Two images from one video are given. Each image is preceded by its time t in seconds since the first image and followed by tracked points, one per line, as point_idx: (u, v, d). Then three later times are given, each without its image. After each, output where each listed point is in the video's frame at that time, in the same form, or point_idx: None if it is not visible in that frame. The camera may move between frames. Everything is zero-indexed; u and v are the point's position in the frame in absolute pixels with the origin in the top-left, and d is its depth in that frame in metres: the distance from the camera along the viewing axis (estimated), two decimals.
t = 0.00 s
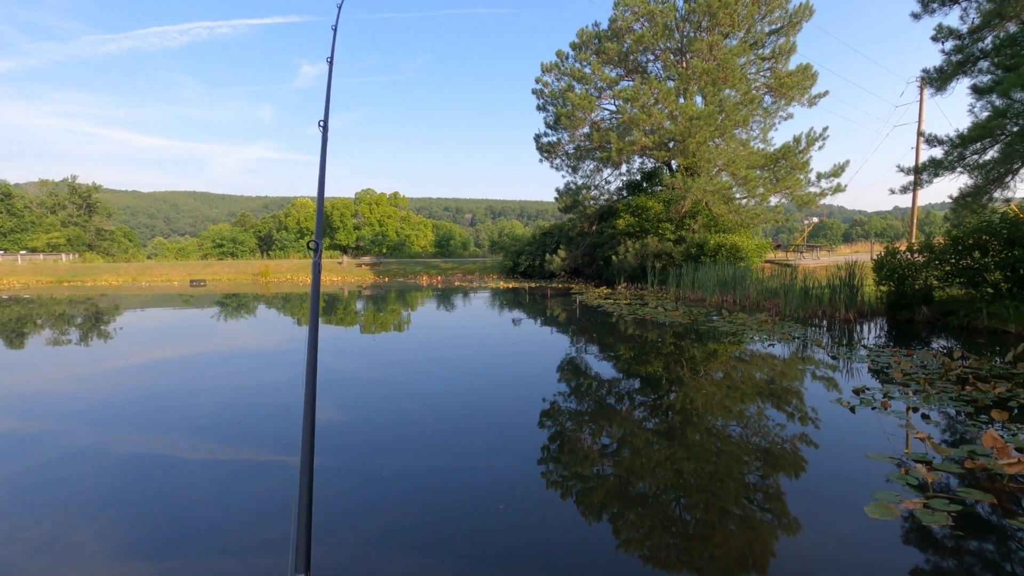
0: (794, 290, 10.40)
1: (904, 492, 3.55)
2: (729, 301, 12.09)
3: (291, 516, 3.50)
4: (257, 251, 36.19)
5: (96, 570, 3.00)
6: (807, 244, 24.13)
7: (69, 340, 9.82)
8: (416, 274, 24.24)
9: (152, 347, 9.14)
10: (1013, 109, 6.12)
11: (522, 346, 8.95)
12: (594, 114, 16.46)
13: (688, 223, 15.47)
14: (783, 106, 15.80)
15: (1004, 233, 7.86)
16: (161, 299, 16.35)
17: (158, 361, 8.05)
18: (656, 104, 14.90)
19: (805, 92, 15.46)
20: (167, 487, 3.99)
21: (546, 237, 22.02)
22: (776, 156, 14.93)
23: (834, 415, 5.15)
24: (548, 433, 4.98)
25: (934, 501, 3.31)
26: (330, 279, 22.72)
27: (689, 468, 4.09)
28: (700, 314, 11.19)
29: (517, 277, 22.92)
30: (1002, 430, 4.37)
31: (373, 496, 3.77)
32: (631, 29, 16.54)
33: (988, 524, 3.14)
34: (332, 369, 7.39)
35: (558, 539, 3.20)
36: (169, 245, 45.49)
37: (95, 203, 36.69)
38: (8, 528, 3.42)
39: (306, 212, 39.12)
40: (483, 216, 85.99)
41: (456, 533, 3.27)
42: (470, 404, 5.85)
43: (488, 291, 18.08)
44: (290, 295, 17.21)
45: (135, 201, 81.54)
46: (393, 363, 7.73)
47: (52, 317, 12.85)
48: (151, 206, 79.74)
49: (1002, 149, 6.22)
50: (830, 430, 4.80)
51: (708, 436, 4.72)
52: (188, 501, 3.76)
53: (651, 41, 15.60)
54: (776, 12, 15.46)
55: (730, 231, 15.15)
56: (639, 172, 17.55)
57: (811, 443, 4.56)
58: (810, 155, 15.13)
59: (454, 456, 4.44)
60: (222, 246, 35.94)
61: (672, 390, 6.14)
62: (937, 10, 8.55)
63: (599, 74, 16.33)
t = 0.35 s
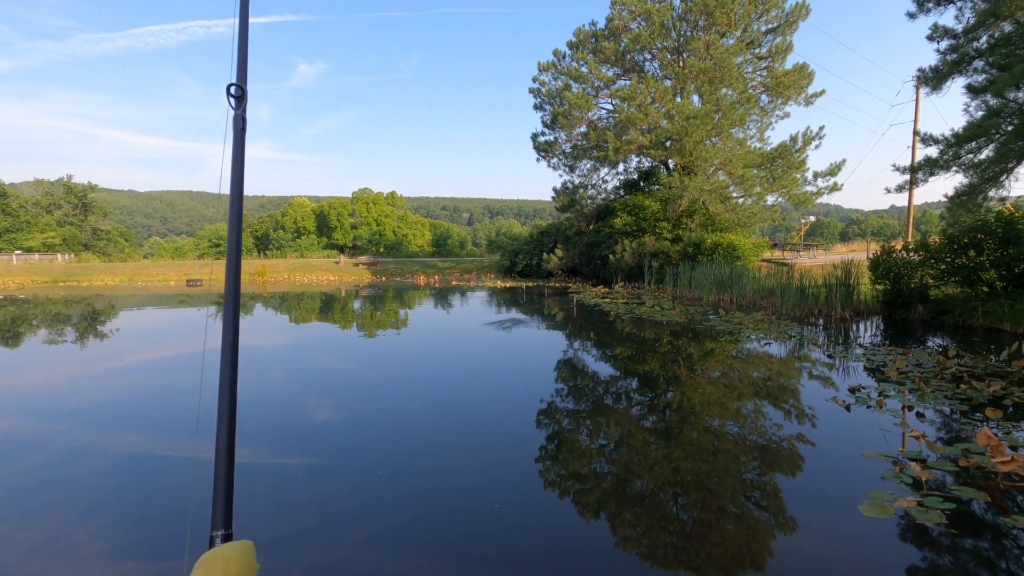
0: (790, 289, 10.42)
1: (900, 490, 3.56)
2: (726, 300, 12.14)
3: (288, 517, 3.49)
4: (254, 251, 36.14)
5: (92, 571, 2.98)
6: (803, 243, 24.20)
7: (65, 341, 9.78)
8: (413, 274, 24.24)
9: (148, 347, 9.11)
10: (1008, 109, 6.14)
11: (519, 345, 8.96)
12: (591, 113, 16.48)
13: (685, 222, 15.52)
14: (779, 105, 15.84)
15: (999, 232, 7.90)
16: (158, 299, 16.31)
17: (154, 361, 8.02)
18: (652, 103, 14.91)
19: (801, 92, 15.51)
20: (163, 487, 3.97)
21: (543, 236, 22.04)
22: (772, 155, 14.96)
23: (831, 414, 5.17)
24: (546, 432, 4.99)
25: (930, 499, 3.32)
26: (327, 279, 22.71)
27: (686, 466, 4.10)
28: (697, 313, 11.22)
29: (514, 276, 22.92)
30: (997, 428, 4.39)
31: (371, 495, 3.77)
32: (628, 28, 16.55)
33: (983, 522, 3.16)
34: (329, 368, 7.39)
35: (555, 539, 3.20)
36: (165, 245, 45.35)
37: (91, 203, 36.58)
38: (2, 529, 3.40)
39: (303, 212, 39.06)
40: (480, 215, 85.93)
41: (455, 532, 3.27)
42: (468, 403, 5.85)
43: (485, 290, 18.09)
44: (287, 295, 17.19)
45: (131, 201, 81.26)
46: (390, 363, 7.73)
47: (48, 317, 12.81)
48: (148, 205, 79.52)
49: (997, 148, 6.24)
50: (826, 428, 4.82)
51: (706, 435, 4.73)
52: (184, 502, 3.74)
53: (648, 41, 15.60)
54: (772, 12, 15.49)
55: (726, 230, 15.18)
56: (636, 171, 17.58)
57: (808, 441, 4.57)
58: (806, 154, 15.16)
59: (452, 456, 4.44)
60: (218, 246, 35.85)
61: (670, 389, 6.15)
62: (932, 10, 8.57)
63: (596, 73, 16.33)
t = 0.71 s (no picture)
0: (792, 289, 10.40)
1: (899, 491, 3.56)
2: (728, 300, 12.10)
3: (288, 515, 3.49)
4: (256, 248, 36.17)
5: (91, 570, 2.98)
6: (805, 243, 24.14)
7: (67, 337, 9.79)
8: (414, 272, 24.24)
9: (149, 344, 9.12)
10: (1012, 109, 6.11)
11: (520, 344, 8.96)
12: (593, 112, 16.47)
13: (686, 222, 15.48)
14: (782, 104, 15.79)
15: (1002, 233, 7.88)
16: (159, 296, 16.33)
17: (155, 359, 8.03)
18: (655, 102, 14.88)
19: (804, 92, 15.47)
20: (163, 484, 3.98)
21: (545, 235, 22.03)
22: (775, 155, 14.94)
23: (831, 414, 5.16)
24: (546, 431, 4.99)
25: (931, 500, 3.31)
26: (329, 276, 22.71)
27: (687, 466, 4.10)
28: (698, 312, 11.21)
29: (516, 274, 22.90)
30: (998, 430, 4.38)
31: (371, 494, 3.76)
32: (631, 27, 16.51)
33: (983, 524, 3.15)
34: (330, 366, 7.39)
35: (555, 538, 3.20)
36: (167, 242, 45.41)
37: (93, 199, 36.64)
38: (4, 526, 3.41)
39: (305, 209, 39.07)
40: (482, 213, 85.92)
41: (455, 532, 3.26)
42: (468, 402, 5.84)
43: (486, 289, 18.08)
44: (288, 292, 17.19)
45: (133, 198, 81.36)
46: (390, 361, 7.73)
47: (50, 313, 12.84)
48: (150, 202, 79.64)
49: (1000, 149, 6.22)
50: (827, 429, 4.81)
51: (706, 435, 4.72)
52: (185, 499, 3.75)
53: (651, 40, 15.56)
54: (776, 11, 15.43)
55: (729, 229, 15.17)
56: (638, 170, 17.55)
57: (808, 441, 4.56)
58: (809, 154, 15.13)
59: (451, 455, 4.44)
60: (221, 243, 35.89)
61: (670, 388, 6.15)
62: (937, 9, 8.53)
63: (599, 72, 16.29)
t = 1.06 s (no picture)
0: (795, 288, 10.37)
1: (901, 492, 3.55)
2: (730, 299, 12.07)
3: (288, 512, 3.48)
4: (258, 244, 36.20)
5: (92, 564, 2.99)
6: (808, 242, 24.07)
7: (69, 332, 9.82)
8: (416, 269, 24.24)
9: (151, 339, 9.13)
10: (1018, 109, 6.08)
11: (522, 341, 8.94)
12: (596, 110, 16.44)
13: (689, 220, 15.45)
14: (786, 103, 15.73)
15: (1007, 233, 7.85)
16: (162, 291, 16.35)
17: (156, 354, 8.04)
18: (658, 100, 14.85)
19: (808, 90, 15.42)
20: (165, 479, 3.99)
21: (547, 232, 22.00)
22: (778, 154, 14.90)
23: (833, 414, 5.15)
24: (547, 429, 4.98)
25: (933, 501, 3.30)
26: (330, 273, 22.72)
27: (687, 464, 4.10)
28: (700, 311, 11.19)
29: (518, 272, 22.87)
30: (1001, 431, 4.37)
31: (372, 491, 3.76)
32: (634, 25, 16.46)
33: (985, 525, 3.14)
34: (331, 363, 7.39)
35: (555, 536, 3.20)
36: (170, 237, 45.42)
37: (96, 194, 36.65)
38: (6, 519, 3.42)
39: (307, 205, 39.08)
40: (484, 211, 85.86)
41: (455, 530, 3.25)
42: (469, 399, 5.85)
43: (488, 286, 18.08)
44: (290, 289, 17.19)
45: (136, 193, 81.44)
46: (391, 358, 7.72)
47: (53, 308, 12.86)
48: (153, 198, 79.74)
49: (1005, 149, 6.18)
50: (828, 429, 4.80)
51: (707, 433, 4.72)
52: (186, 494, 3.76)
53: (654, 37, 15.51)
54: (780, 9, 15.36)
55: (731, 228, 15.16)
56: (641, 168, 17.52)
57: (809, 441, 4.55)
58: (813, 154, 15.08)
59: (452, 452, 4.44)
60: (223, 239, 35.90)
61: (672, 387, 6.13)
62: (944, 7, 8.47)
63: (602, 69, 16.24)
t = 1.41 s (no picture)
0: (792, 285, 10.39)
1: (896, 488, 3.58)
2: (727, 296, 12.09)
3: (284, 507, 3.48)
4: (254, 240, 36.05)
5: (89, 558, 2.98)
6: (805, 240, 24.13)
7: (65, 327, 9.76)
8: (413, 265, 24.19)
9: (147, 335, 9.08)
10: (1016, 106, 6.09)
11: (519, 338, 8.93)
12: (594, 107, 16.41)
13: (687, 218, 15.49)
14: (784, 101, 15.74)
15: (1003, 231, 7.89)
16: (158, 287, 16.26)
17: (153, 349, 8.00)
18: (656, 97, 14.85)
19: (806, 88, 15.43)
20: (161, 474, 3.98)
21: (544, 229, 21.99)
22: (776, 152, 14.93)
23: (829, 411, 5.16)
24: (544, 425, 4.98)
25: (928, 498, 3.32)
26: (327, 269, 22.65)
27: (683, 461, 4.11)
28: (697, 309, 11.22)
29: (515, 269, 22.85)
30: (998, 427, 4.40)
31: (369, 487, 3.75)
32: (633, 21, 16.43)
33: (980, 521, 3.16)
34: (328, 359, 7.36)
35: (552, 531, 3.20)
36: (165, 233, 45.23)
37: (91, 189, 36.40)
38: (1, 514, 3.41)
39: (304, 201, 38.93)
40: (481, 208, 85.74)
41: (452, 526, 3.25)
42: (466, 395, 5.84)
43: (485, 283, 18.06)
44: (287, 285, 17.12)
45: (132, 188, 81.02)
46: (388, 354, 7.70)
47: (48, 303, 12.79)
48: (148, 193, 79.30)
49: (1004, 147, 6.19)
50: (825, 426, 4.81)
51: (703, 430, 4.73)
52: (182, 489, 3.75)
53: (653, 34, 15.47)
54: (779, 6, 15.34)
55: (729, 226, 15.25)
56: (639, 166, 17.52)
57: (805, 438, 4.57)
58: (810, 151, 15.10)
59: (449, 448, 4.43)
60: (219, 234, 35.72)
61: (668, 384, 6.14)
62: (943, 5, 8.47)
63: (600, 66, 16.21)
